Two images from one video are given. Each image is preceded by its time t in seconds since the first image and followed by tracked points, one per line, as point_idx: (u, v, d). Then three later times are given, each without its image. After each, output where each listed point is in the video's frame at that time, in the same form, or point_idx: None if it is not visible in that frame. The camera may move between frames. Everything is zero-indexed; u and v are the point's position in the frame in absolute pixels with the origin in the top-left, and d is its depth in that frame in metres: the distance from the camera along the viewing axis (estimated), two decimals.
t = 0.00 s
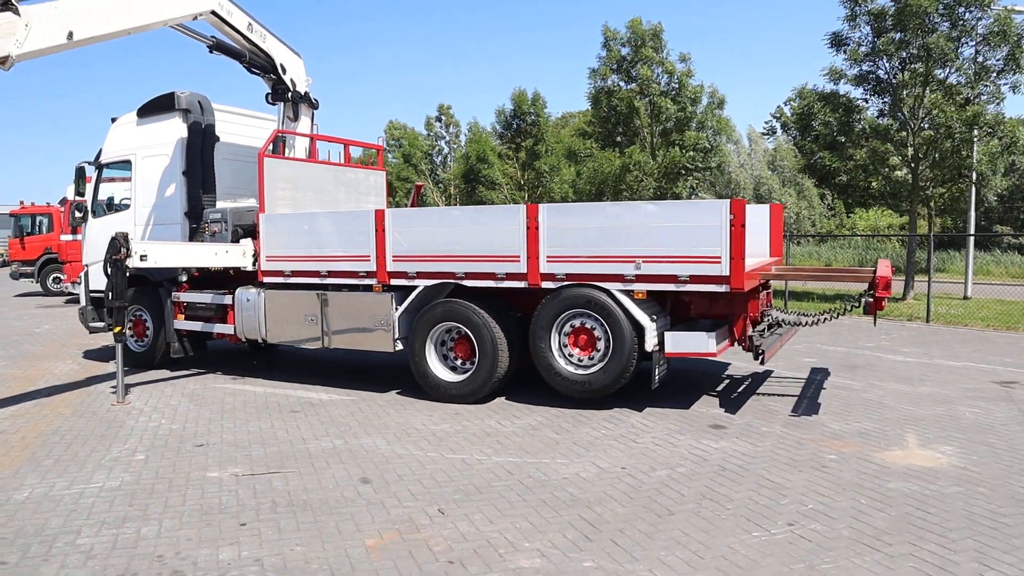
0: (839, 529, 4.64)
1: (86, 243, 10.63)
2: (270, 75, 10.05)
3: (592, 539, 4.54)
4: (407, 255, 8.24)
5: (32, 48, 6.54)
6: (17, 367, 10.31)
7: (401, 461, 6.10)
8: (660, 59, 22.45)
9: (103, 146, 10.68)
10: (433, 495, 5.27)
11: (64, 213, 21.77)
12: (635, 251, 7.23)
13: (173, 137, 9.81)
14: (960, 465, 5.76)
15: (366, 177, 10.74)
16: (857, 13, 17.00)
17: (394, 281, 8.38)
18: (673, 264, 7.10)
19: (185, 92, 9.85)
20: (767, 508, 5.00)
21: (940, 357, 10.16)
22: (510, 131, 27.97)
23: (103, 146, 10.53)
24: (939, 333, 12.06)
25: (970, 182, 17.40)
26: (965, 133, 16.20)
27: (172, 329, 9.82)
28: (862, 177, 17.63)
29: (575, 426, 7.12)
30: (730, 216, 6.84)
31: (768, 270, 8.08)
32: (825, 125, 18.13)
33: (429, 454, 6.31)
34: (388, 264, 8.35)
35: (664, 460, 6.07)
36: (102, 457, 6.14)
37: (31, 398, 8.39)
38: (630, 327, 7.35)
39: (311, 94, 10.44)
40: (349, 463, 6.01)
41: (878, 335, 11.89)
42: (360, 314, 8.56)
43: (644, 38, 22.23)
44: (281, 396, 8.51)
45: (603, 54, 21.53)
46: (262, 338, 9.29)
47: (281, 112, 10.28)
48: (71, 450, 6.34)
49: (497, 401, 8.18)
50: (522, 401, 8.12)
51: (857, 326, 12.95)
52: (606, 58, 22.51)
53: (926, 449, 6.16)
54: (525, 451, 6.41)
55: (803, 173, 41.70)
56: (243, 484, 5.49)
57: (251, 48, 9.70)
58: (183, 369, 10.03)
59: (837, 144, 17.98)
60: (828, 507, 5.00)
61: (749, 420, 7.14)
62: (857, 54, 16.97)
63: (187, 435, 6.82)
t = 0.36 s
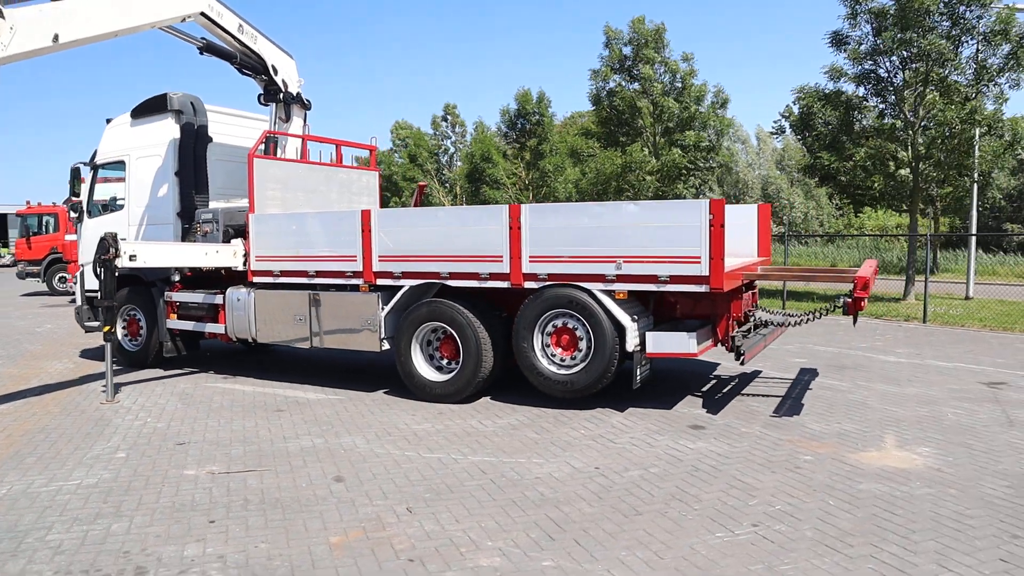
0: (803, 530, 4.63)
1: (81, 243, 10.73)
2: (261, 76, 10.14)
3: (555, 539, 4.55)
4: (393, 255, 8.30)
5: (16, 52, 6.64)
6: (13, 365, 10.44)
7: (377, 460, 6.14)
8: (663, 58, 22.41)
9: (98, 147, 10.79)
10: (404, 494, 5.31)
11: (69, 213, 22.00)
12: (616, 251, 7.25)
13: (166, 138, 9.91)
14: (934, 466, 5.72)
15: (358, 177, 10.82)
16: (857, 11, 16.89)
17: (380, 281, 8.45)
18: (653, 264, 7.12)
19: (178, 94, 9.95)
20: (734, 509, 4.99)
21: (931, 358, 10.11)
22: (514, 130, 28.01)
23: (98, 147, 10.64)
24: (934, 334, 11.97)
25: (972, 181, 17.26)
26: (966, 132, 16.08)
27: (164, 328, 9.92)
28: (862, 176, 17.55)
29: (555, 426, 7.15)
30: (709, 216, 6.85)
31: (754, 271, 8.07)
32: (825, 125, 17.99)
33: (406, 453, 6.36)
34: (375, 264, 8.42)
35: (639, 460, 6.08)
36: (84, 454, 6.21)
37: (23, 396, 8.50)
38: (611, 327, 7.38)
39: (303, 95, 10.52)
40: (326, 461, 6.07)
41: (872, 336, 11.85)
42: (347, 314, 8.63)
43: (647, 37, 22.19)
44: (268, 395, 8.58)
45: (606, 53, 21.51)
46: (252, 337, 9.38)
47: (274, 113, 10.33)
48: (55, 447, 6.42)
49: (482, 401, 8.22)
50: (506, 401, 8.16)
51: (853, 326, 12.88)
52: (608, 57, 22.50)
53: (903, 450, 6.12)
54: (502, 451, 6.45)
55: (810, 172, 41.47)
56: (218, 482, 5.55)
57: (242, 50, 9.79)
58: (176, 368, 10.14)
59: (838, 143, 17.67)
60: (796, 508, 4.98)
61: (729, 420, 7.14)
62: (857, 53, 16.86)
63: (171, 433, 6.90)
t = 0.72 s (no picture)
0: (779, 532, 4.59)
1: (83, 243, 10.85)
2: (259, 77, 10.21)
3: (529, 538, 4.55)
4: (386, 255, 8.34)
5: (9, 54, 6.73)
6: (17, 364, 10.58)
7: (362, 458, 6.17)
8: (671, 58, 22.29)
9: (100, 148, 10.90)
10: (383, 493, 5.32)
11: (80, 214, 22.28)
12: (605, 251, 7.24)
13: (165, 139, 10.00)
14: (920, 468, 5.65)
15: (357, 177, 10.87)
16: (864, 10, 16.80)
17: (373, 280, 8.49)
18: (642, 264, 7.10)
19: (177, 95, 10.03)
20: (712, 510, 4.95)
21: (932, 359, 10.01)
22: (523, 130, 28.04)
23: (100, 148, 10.75)
24: (937, 335, 11.84)
25: (981, 180, 17.07)
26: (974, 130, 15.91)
27: (163, 327, 10.01)
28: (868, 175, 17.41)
29: (543, 427, 7.14)
30: (698, 216, 6.82)
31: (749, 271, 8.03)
32: (831, 125, 17.69)
33: (392, 452, 6.38)
34: (368, 264, 8.46)
35: (623, 460, 6.07)
36: (74, 452, 6.29)
37: (22, 393, 8.62)
38: (600, 327, 7.37)
39: (301, 95, 10.59)
40: (311, 460, 6.10)
41: (874, 336, 11.76)
42: (341, 313, 8.67)
43: (655, 36, 22.07)
44: (263, 394, 8.64)
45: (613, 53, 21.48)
46: (249, 337, 9.45)
47: (272, 113, 10.39)
48: (47, 445, 6.50)
49: (474, 401, 8.23)
50: (498, 401, 8.17)
51: (855, 327, 12.77)
52: (615, 57, 22.44)
53: (890, 452, 6.05)
54: (488, 451, 6.46)
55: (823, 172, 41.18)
56: (202, 479, 5.60)
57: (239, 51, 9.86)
58: (175, 367, 10.22)
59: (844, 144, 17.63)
60: (774, 510, 4.93)
61: (718, 421, 7.11)
62: (865, 52, 16.69)
63: (161, 431, 6.96)
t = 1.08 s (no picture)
0: (754, 536, 4.51)
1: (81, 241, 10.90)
2: (255, 76, 10.23)
3: (501, 540, 4.51)
4: (377, 254, 8.33)
5: None
6: (16, 362, 10.65)
7: (344, 458, 6.16)
8: (678, 57, 21.94)
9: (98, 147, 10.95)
10: (361, 493, 5.30)
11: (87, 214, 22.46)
12: (593, 249, 7.20)
13: (161, 138, 10.03)
14: (906, 471, 5.55)
15: (353, 177, 10.87)
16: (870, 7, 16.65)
17: (364, 279, 8.48)
18: (630, 263, 7.05)
19: (173, 94, 10.06)
20: (689, 513, 4.89)
21: (932, 359, 9.88)
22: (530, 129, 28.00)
23: (98, 147, 10.80)
24: (939, 335, 11.69)
25: (989, 179, 16.84)
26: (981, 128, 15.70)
27: (160, 326, 10.04)
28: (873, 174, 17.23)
29: (530, 427, 7.10)
30: (686, 215, 6.75)
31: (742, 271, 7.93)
32: (837, 122, 17.50)
33: (376, 452, 6.37)
34: (359, 263, 8.46)
35: (606, 461, 6.01)
36: (59, 449, 6.30)
37: (17, 391, 8.67)
38: (589, 327, 7.33)
39: (297, 95, 10.61)
40: (294, 459, 6.09)
41: (876, 336, 11.62)
42: (334, 312, 8.66)
43: (663, 34, 21.73)
44: (255, 393, 8.65)
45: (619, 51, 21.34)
46: (243, 336, 9.47)
47: (268, 112, 10.40)
48: (33, 442, 6.52)
49: (464, 401, 8.21)
50: (489, 400, 8.14)
51: (858, 327, 12.64)
52: (622, 55, 22.29)
53: (878, 454, 5.95)
54: (471, 450, 6.42)
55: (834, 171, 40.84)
56: (182, 478, 5.60)
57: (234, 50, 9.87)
58: (172, 365, 10.27)
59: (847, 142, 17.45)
60: (753, 513, 4.86)
61: (707, 422, 7.03)
62: (871, 49, 16.52)
63: (148, 429, 6.97)
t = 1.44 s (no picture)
0: (734, 541, 4.46)
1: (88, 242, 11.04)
2: (258, 78, 10.31)
3: (478, 543, 4.50)
4: (374, 255, 8.36)
5: None
6: (24, 361, 10.80)
7: (334, 458, 6.18)
8: (689, 57, 21.80)
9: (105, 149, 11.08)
10: (345, 494, 5.32)
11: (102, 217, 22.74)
12: (586, 251, 7.17)
13: (165, 140, 10.13)
14: (897, 476, 5.47)
15: (356, 178, 10.93)
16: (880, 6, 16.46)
17: (362, 281, 8.51)
18: (624, 264, 7.01)
19: (176, 96, 10.16)
20: (671, 517, 4.85)
21: (938, 362, 9.73)
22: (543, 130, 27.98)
23: (105, 149, 10.93)
24: (948, 337, 11.52)
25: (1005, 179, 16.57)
26: (995, 128, 15.46)
27: (163, 326, 10.14)
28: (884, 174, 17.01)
29: (523, 429, 7.08)
30: (679, 216, 6.71)
31: (740, 272, 7.92)
32: (848, 123, 17.00)
33: (366, 453, 6.38)
34: (357, 264, 8.49)
35: (594, 464, 5.98)
36: (54, 448, 6.38)
37: (21, 390, 8.78)
38: (583, 329, 7.30)
39: (300, 96, 10.68)
40: (283, 460, 6.12)
41: (883, 339, 11.48)
42: (332, 313, 8.70)
43: (674, 35, 21.62)
44: (254, 393, 8.71)
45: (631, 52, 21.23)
46: (245, 336, 9.53)
47: (271, 114, 10.47)
48: (30, 441, 6.61)
49: (460, 402, 8.20)
50: (485, 402, 8.14)
51: (866, 329, 12.48)
52: (634, 55, 22.15)
53: (870, 459, 5.87)
54: (461, 452, 6.42)
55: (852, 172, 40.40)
56: (171, 478, 5.64)
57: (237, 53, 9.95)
58: (176, 365, 10.37)
59: (858, 142, 17.00)
60: (736, 517, 4.81)
61: (701, 425, 6.98)
62: (881, 49, 16.35)
63: (144, 429, 7.04)
